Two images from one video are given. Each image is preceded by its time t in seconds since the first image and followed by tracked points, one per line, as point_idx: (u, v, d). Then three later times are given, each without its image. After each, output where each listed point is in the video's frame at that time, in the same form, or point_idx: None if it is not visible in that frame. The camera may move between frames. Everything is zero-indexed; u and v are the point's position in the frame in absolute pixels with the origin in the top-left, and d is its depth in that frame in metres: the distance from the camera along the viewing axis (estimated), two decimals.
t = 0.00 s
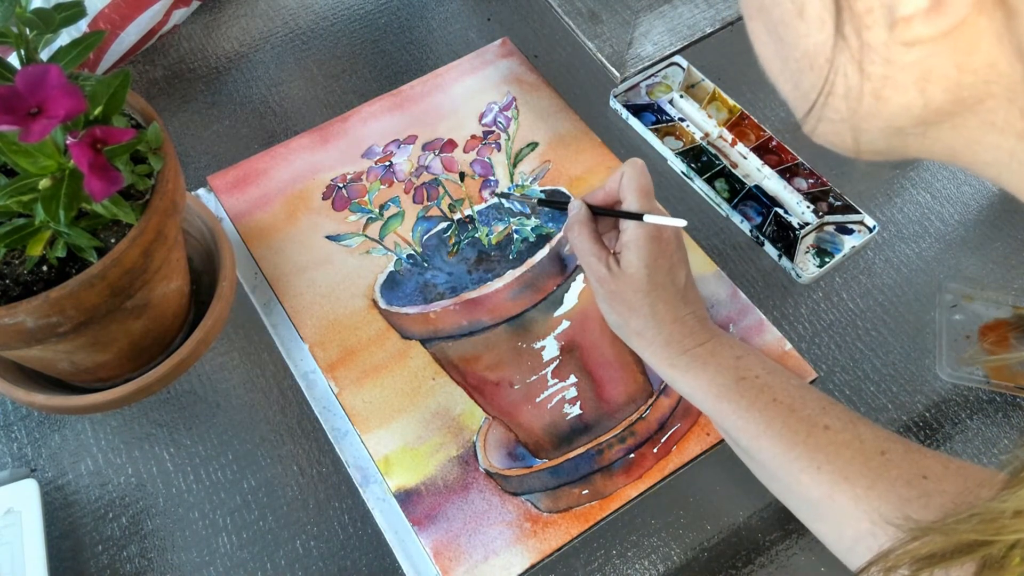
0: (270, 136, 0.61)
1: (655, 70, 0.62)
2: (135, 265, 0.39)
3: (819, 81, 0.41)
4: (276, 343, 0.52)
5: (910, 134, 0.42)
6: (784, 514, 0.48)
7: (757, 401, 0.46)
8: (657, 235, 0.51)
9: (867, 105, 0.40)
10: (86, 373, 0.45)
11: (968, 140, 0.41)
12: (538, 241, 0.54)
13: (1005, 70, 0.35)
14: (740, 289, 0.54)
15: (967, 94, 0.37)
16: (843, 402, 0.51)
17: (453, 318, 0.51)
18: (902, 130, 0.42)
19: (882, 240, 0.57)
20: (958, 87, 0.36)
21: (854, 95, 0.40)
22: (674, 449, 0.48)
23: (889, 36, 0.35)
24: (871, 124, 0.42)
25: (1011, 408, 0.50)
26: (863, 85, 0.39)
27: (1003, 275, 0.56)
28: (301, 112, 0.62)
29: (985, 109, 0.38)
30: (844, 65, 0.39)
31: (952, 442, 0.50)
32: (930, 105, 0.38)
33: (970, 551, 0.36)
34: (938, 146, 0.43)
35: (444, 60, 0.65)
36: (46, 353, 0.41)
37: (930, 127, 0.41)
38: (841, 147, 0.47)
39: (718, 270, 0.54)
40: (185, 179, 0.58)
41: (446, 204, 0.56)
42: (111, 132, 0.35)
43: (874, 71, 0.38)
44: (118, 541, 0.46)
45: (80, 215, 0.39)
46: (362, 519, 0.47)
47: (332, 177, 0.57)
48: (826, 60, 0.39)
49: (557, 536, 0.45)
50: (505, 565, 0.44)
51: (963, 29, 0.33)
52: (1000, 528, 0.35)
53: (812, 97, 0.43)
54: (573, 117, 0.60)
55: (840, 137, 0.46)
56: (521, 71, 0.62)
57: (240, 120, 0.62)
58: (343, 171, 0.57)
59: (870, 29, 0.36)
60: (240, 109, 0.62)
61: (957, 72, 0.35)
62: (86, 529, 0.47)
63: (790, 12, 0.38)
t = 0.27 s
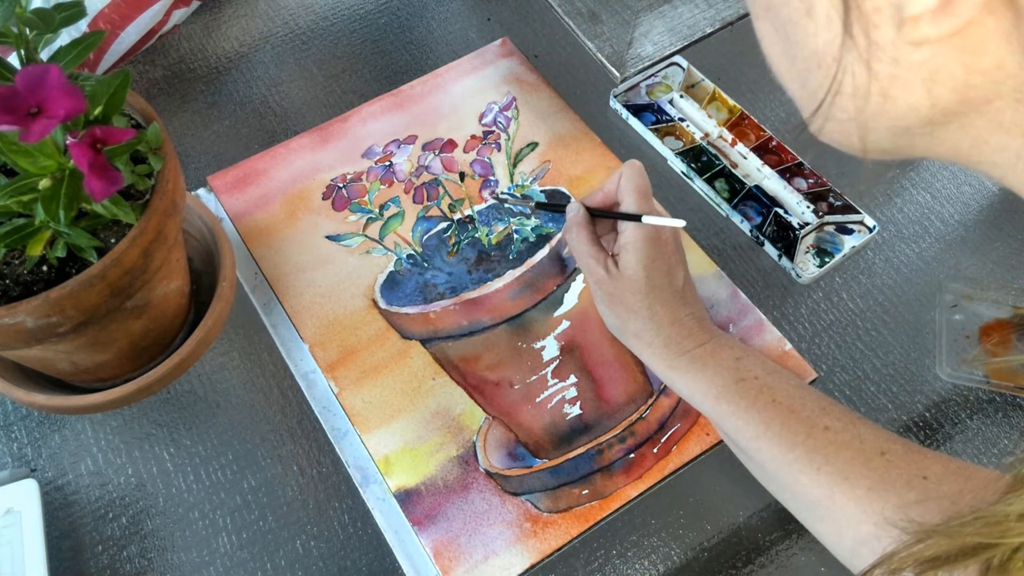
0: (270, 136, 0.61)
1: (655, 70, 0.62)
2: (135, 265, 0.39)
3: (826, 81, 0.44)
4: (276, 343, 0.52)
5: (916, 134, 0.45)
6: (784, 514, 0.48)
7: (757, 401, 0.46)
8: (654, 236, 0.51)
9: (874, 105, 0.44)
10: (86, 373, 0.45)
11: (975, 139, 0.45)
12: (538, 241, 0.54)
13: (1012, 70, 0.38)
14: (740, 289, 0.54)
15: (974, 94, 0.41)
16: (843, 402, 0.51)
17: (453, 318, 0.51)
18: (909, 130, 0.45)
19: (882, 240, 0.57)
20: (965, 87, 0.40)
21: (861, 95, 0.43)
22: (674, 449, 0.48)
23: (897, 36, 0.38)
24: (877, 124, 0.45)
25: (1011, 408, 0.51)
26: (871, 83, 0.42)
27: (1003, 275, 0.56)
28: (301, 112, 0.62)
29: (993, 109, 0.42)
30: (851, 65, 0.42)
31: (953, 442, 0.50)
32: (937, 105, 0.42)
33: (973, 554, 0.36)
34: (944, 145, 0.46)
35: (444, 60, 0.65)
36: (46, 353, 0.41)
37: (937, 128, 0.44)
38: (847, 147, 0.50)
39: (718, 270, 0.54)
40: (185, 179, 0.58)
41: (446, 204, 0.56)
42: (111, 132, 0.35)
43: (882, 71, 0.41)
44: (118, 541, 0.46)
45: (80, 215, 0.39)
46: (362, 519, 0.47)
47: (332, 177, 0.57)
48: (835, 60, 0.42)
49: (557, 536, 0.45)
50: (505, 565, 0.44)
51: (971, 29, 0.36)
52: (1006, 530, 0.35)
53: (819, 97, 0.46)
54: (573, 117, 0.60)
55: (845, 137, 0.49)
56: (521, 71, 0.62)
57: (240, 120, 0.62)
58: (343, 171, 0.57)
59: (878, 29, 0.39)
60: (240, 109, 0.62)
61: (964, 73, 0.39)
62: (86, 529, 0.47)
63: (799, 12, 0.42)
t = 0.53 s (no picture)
0: (270, 136, 0.61)
1: (655, 70, 0.62)
2: (135, 265, 0.39)
3: (828, 76, 0.46)
4: (276, 342, 0.52)
5: (920, 130, 0.47)
6: (784, 513, 0.48)
7: (773, 389, 0.46)
8: (682, 220, 0.50)
9: (876, 101, 0.45)
10: (86, 373, 0.45)
11: (977, 136, 0.46)
12: (538, 241, 0.54)
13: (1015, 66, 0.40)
14: (740, 289, 0.54)
15: (977, 90, 0.42)
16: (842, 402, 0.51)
17: (453, 318, 0.50)
18: (912, 126, 0.47)
19: (882, 240, 0.57)
20: (967, 83, 0.41)
21: (863, 90, 0.45)
22: (674, 449, 0.48)
23: (900, 32, 0.40)
24: (880, 120, 0.47)
25: (1011, 407, 0.51)
26: (874, 80, 0.44)
27: (1003, 275, 0.56)
28: (301, 112, 0.62)
29: (996, 105, 0.43)
30: (853, 61, 0.43)
31: (952, 442, 0.50)
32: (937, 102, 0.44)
33: (976, 550, 0.36)
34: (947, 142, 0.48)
35: (444, 60, 0.65)
36: (46, 353, 0.41)
37: (939, 125, 0.46)
38: (849, 143, 0.52)
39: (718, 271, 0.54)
40: (185, 179, 0.58)
41: (446, 204, 0.56)
42: (111, 132, 0.35)
43: (884, 67, 0.42)
44: (118, 541, 0.46)
45: (80, 215, 0.39)
46: (362, 519, 0.47)
47: (331, 177, 0.57)
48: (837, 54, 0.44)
49: (557, 536, 0.45)
50: (505, 565, 0.44)
51: (972, 25, 0.38)
52: (1007, 526, 0.35)
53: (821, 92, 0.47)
54: (573, 117, 0.60)
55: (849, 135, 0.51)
56: (521, 71, 0.62)
57: (240, 120, 0.62)
58: (343, 171, 0.57)
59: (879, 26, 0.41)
60: (240, 109, 0.62)
61: (969, 68, 0.40)
62: (86, 529, 0.47)
63: (802, 8, 0.43)
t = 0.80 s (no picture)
0: (270, 136, 0.61)
1: (655, 70, 0.62)
2: (135, 265, 0.39)
3: (835, 73, 0.46)
4: (276, 342, 0.52)
5: (927, 125, 0.47)
6: (783, 513, 0.48)
7: (773, 388, 0.46)
8: (682, 219, 0.50)
9: (884, 97, 0.46)
10: (86, 373, 0.45)
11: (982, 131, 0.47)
12: (538, 241, 0.54)
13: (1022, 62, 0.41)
14: (740, 289, 0.54)
15: (984, 87, 0.43)
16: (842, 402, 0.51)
17: (453, 318, 0.50)
18: (918, 122, 0.47)
19: (882, 240, 0.57)
20: (975, 80, 0.42)
21: (871, 86, 0.45)
22: (674, 449, 0.48)
23: (906, 28, 0.40)
24: (886, 116, 0.47)
25: (1012, 407, 0.50)
26: (881, 76, 0.44)
27: (1003, 275, 0.56)
28: (301, 113, 0.62)
29: (1003, 102, 0.44)
30: (860, 57, 0.44)
31: (953, 442, 0.50)
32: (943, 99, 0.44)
33: (980, 548, 0.36)
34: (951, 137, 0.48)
35: (444, 60, 0.65)
36: (46, 353, 0.41)
37: (945, 121, 0.47)
38: (853, 139, 0.52)
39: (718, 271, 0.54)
40: (186, 179, 0.58)
41: (446, 204, 0.56)
42: (111, 132, 0.35)
43: (890, 63, 0.43)
44: (118, 541, 0.46)
45: (80, 215, 0.39)
46: (362, 519, 0.47)
47: (332, 177, 0.57)
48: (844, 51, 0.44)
49: (557, 536, 0.45)
50: (505, 565, 0.44)
51: (981, 21, 0.39)
52: (1011, 525, 0.35)
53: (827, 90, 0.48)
54: (573, 117, 0.60)
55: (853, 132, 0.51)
56: (521, 71, 0.62)
57: (240, 120, 0.62)
58: (343, 171, 0.57)
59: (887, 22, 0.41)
60: (240, 109, 0.62)
61: (975, 64, 0.41)
62: (86, 529, 0.47)
63: (807, 4, 0.43)
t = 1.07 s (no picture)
0: (270, 136, 0.61)
1: (655, 70, 0.62)
2: (136, 265, 0.39)
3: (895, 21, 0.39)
4: (276, 343, 0.53)
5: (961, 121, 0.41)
6: (783, 513, 0.48)
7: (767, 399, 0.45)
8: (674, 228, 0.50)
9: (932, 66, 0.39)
10: (86, 374, 0.45)
11: None
12: (538, 241, 0.53)
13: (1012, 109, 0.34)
14: (740, 289, 0.54)
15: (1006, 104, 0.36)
16: (842, 402, 0.51)
17: (453, 318, 0.50)
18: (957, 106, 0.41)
19: (882, 240, 0.57)
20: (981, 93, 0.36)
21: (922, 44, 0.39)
22: (674, 449, 0.48)
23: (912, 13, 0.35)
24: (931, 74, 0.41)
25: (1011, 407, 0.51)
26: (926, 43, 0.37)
27: (1003, 275, 0.56)
28: (301, 113, 0.62)
29: None
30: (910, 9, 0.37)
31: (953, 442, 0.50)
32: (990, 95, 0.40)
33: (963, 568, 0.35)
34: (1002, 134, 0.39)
35: (445, 60, 0.65)
36: (46, 353, 0.41)
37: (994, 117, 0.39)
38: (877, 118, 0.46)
39: (718, 271, 0.54)
40: (186, 179, 0.58)
41: (446, 204, 0.56)
42: (112, 132, 0.35)
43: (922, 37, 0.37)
44: (118, 541, 0.46)
45: (80, 215, 0.39)
46: (362, 519, 0.47)
47: (332, 177, 0.57)
48: None
49: (557, 537, 0.45)
50: (505, 565, 0.44)
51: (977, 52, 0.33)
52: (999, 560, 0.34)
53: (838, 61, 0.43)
54: (573, 117, 0.60)
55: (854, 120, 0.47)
56: (521, 71, 0.62)
57: (240, 120, 0.62)
58: (343, 171, 0.57)
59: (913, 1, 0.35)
60: (239, 109, 0.62)
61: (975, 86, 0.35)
62: (86, 529, 0.47)
63: None
